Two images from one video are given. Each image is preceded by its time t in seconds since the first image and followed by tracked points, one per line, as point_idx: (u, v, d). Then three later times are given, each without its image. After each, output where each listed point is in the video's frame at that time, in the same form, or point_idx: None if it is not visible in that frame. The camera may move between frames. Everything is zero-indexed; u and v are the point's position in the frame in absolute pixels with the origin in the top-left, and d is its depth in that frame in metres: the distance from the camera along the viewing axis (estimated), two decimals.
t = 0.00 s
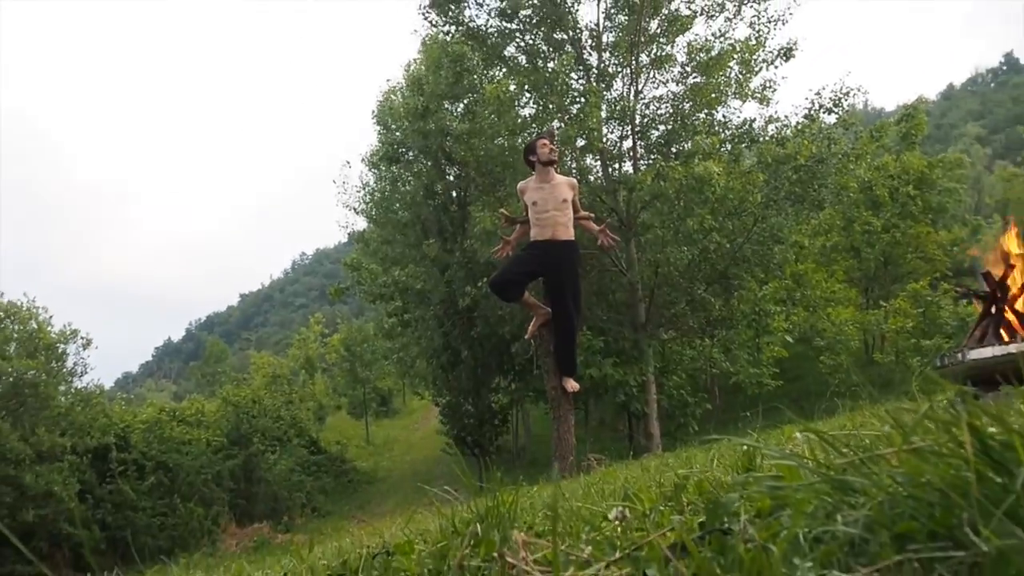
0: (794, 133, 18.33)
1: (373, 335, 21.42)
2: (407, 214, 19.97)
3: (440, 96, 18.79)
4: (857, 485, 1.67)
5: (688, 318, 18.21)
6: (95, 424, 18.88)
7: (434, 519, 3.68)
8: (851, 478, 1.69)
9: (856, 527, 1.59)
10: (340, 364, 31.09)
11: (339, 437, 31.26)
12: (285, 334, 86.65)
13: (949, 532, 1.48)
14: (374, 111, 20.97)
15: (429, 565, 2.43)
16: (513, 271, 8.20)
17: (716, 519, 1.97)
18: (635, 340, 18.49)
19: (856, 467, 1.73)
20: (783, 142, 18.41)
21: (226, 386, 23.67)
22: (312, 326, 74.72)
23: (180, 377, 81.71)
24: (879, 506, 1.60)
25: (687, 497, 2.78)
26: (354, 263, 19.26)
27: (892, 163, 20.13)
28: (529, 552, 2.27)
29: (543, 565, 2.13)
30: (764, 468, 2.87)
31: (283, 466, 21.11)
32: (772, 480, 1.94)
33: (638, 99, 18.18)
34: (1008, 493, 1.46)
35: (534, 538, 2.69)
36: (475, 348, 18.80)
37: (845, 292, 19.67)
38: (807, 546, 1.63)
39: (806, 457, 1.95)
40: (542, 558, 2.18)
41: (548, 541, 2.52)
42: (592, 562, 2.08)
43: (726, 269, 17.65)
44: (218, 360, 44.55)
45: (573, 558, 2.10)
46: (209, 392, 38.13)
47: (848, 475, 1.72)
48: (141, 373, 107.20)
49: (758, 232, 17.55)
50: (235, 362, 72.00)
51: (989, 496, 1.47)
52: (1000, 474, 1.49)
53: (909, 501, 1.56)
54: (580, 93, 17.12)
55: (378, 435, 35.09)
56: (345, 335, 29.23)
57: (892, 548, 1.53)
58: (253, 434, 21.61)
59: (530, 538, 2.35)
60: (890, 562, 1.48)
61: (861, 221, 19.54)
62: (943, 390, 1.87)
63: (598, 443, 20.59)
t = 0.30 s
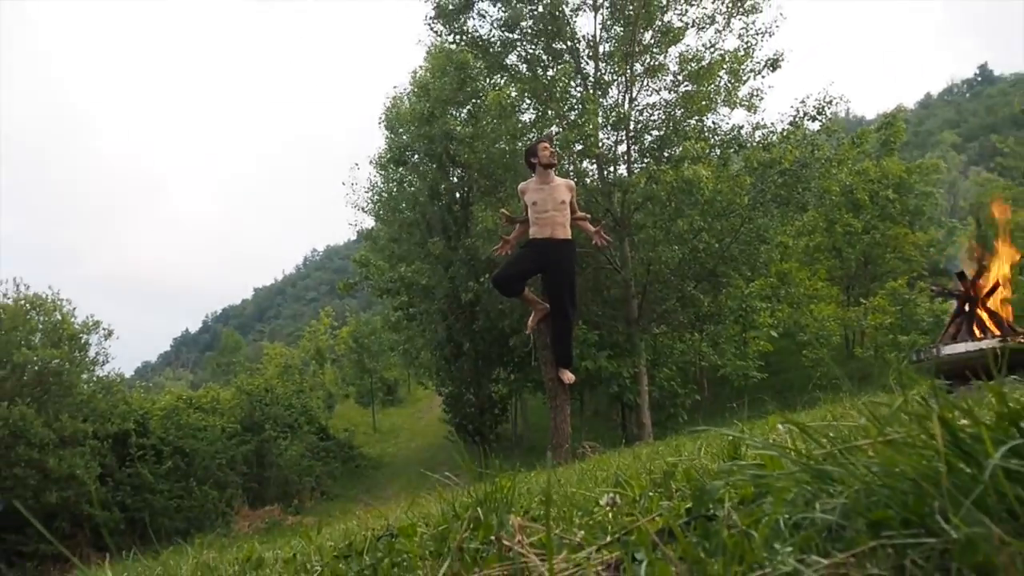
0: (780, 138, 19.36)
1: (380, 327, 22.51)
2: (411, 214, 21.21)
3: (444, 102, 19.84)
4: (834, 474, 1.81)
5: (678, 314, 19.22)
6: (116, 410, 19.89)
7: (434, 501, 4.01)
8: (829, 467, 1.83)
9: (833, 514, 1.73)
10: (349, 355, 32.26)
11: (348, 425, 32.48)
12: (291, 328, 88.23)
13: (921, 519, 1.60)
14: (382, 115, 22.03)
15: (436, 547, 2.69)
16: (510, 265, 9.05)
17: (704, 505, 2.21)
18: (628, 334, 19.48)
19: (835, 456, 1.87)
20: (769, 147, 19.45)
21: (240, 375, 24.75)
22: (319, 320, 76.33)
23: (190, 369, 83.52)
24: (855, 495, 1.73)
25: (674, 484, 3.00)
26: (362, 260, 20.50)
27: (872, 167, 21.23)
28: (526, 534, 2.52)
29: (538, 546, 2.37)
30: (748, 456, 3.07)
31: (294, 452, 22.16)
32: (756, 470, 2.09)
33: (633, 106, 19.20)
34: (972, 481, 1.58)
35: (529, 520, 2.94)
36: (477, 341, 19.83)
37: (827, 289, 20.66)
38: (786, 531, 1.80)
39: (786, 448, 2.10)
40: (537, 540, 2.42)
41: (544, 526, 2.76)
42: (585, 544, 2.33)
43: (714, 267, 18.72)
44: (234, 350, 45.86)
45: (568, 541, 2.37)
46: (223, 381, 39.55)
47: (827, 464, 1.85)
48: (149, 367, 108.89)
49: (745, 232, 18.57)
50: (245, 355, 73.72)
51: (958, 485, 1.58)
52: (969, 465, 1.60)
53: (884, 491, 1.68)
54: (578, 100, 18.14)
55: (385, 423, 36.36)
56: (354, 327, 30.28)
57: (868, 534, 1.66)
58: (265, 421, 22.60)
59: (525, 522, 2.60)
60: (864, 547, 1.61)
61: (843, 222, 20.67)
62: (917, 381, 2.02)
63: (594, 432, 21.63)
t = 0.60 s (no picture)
0: (763, 147, 20.49)
1: (384, 323, 23.58)
2: (415, 216, 22.26)
3: (445, 110, 20.93)
4: (812, 467, 1.74)
5: (667, 312, 20.28)
6: (132, 401, 20.85)
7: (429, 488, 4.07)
8: (807, 461, 1.76)
9: (812, 506, 1.67)
10: (354, 350, 33.47)
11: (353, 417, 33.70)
12: (294, 327, 89.81)
13: (894, 512, 1.52)
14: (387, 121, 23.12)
15: (432, 537, 2.67)
16: (508, 267, 9.74)
17: (689, 497, 2.08)
18: (619, 331, 20.53)
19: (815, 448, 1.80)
20: (754, 155, 20.56)
21: (250, 368, 25.82)
22: (323, 318, 77.85)
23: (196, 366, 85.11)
24: (831, 488, 1.66)
25: (662, 475, 3.00)
26: (368, 260, 21.56)
27: (851, 175, 22.45)
28: (520, 526, 2.52)
29: (531, 538, 2.39)
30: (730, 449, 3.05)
31: (302, 441, 23.21)
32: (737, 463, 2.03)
33: (624, 115, 20.31)
34: (943, 476, 1.50)
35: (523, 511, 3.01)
36: (476, 336, 20.88)
37: (808, 289, 21.83)
38: (767, 523, 1.74)
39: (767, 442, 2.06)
40: (530, 530, 2.43)
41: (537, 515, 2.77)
42: (579, 533, 2.29)
43: (701, 268, 19.78)
44: (245, 345, 47.07)
45: (563, 531, 2.32)
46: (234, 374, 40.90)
47: (806, 458, 1.80)
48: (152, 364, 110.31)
49: (730, 236, 19.65)
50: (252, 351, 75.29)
51: (930, 480, 1.50)
52: (940, 461, 1.52)
53: (859, 484, 1.60)
54: (571, 110, 19.15)
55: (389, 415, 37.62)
56: (360, 324, 31.47)
57: (844, 527, 1.59)
58: (274, 413, 23.61)
59: (518, 513, 2.62)
60: (837, 540, 1.55)
61: (823, 227, 21.84)
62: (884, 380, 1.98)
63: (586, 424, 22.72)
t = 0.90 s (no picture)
0: (751, 155, 21.58)
1: (391, 321, 24.71)
2: (420, 219, 23.37)
3: (449, 118, 22.06)
4: (801, 460, 2.13)
5: (658, 311, 21.41)
6: (152, 394, 21.97)
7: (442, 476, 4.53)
8: (795, 455, 2.16)
9: (798, 496, 2.04)
10: (363, 346, 34.76)
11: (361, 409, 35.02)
12: (301, 322, 91.49)
13: (876, 501, 1.88)
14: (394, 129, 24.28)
15: (439, 524, 3.24)
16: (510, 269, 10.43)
17: (682, 485, 2.48)
18: (613, 329, 21.64)
19: (804, 443, 2.19)
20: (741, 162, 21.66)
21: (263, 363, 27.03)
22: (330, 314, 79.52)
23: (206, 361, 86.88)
24: (818, 478, 2.04)
25: (651, 467, 3.48)
26: (375, 260, 22.72)
27: (834, 182, 23.70)
28: (521, 514, 3.07)
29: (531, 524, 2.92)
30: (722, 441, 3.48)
31: (312, 432, 24.40)
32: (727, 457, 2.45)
33: (619, 123, 21.38)
34: (922, 468, 1.83)
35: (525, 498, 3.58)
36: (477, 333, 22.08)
37: (793, 289, 23.00)
38: (755, 510, 2.10)
39: (752, 439, 2.47)
40: (529, 516, 2.98)
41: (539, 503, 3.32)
42: (572, 520, 2.81)
43: (690, 269, 20.94)
44: (261, 340, 48.60)
45: (559, 518, 2.84)
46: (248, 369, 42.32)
47: (793, 451, 2.20)
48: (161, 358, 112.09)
49: (719, 239, 20.75)
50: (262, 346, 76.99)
51: (910, 471, 1.84)
52: (920, 453, 1.86)
53: (844, 477, 1.97)
54: (569, 118, 20.07)
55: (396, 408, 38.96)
56: (367, 321, 32.63)
57: (828, 513, 1.95)
58: (286, 405, 24.79)
59: (519, 500, 3.20)
60: (825, 524, 1.90)
61: (807, 231, 23.03)
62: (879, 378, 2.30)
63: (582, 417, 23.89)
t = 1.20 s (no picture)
0: (743, 161, 22.71)
1: (401, 319, 25.95)
2: (428, 222, 24.57)
3: (456, 126, 23.25)
4: (792, 450, 2.44)
5: (655, 309, 22.56)
6: (175, 386, 23.26)
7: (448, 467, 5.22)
8: (788, 445, 2.46)
9: (790, 484, 2.33)
10: (374, 342, 36.18)
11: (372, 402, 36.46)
12: (313, 319, 93.45)
13: (864, 488, 2.13)
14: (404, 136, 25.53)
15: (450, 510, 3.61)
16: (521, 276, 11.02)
17: (679, 474, 2.84)
18: (612, 326, 22.79)
19: (796, 435, 2.48)
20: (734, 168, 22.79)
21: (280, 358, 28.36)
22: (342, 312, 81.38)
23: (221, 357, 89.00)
24: (809, 467, 2.32)
25: (650, 457, 3.80)
26: (386, 261, 23.97)
27: (821, 187, 25.11)
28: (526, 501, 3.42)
29: (537, 510, 3.27)
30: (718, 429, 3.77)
31: (326, 423, 25.67)
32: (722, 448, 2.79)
33: (617, 131, 22.49)
34: (909, 458, 2.07)
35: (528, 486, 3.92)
36: (482, 329, 23.37)
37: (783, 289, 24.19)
38: (748, 497, 2.41)
39: (750, 431, 2.77)
40: (533, 503, 3.32)
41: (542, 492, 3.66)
42: (575, 507, 3.14)
43: (685, 270, 22.05)
44: (277, 336, 50.32)
45: (562, 505, 3.17)
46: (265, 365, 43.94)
47: (785, 441, 2.50)
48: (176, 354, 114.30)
49: (712, 241, 21.87)
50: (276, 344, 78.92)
51: (897, 459, 2.09)
52: (907, 443, 2.11)
53: (834, 465, 2.24)
54: (570, 126, 21.22)
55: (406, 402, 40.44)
56: (379, 318, 33.99)
57: (819, 500, 2.22)
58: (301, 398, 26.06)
59: (523, 487, 3.58)
60: (815, 511, 2.16)
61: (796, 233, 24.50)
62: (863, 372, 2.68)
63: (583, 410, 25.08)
